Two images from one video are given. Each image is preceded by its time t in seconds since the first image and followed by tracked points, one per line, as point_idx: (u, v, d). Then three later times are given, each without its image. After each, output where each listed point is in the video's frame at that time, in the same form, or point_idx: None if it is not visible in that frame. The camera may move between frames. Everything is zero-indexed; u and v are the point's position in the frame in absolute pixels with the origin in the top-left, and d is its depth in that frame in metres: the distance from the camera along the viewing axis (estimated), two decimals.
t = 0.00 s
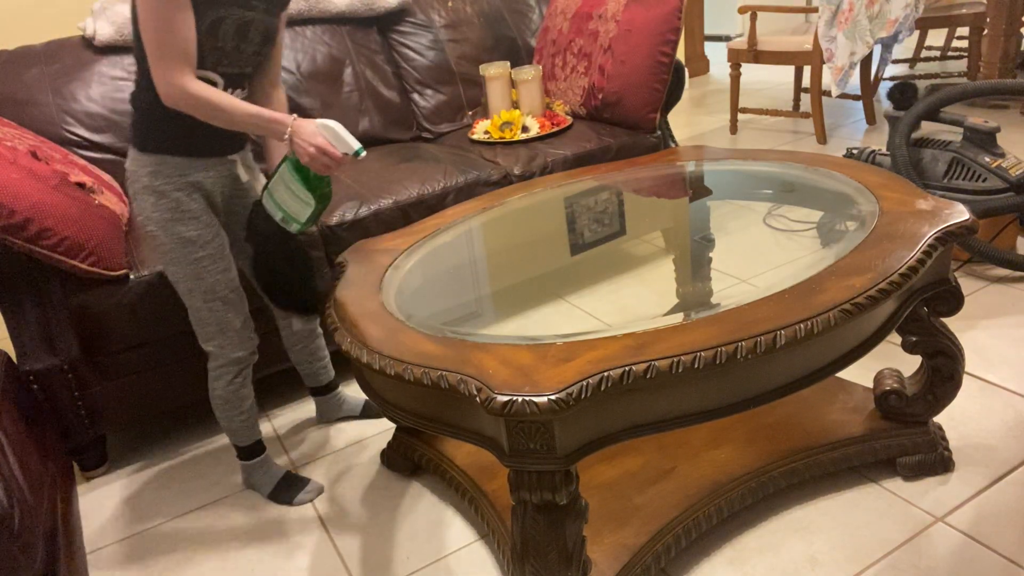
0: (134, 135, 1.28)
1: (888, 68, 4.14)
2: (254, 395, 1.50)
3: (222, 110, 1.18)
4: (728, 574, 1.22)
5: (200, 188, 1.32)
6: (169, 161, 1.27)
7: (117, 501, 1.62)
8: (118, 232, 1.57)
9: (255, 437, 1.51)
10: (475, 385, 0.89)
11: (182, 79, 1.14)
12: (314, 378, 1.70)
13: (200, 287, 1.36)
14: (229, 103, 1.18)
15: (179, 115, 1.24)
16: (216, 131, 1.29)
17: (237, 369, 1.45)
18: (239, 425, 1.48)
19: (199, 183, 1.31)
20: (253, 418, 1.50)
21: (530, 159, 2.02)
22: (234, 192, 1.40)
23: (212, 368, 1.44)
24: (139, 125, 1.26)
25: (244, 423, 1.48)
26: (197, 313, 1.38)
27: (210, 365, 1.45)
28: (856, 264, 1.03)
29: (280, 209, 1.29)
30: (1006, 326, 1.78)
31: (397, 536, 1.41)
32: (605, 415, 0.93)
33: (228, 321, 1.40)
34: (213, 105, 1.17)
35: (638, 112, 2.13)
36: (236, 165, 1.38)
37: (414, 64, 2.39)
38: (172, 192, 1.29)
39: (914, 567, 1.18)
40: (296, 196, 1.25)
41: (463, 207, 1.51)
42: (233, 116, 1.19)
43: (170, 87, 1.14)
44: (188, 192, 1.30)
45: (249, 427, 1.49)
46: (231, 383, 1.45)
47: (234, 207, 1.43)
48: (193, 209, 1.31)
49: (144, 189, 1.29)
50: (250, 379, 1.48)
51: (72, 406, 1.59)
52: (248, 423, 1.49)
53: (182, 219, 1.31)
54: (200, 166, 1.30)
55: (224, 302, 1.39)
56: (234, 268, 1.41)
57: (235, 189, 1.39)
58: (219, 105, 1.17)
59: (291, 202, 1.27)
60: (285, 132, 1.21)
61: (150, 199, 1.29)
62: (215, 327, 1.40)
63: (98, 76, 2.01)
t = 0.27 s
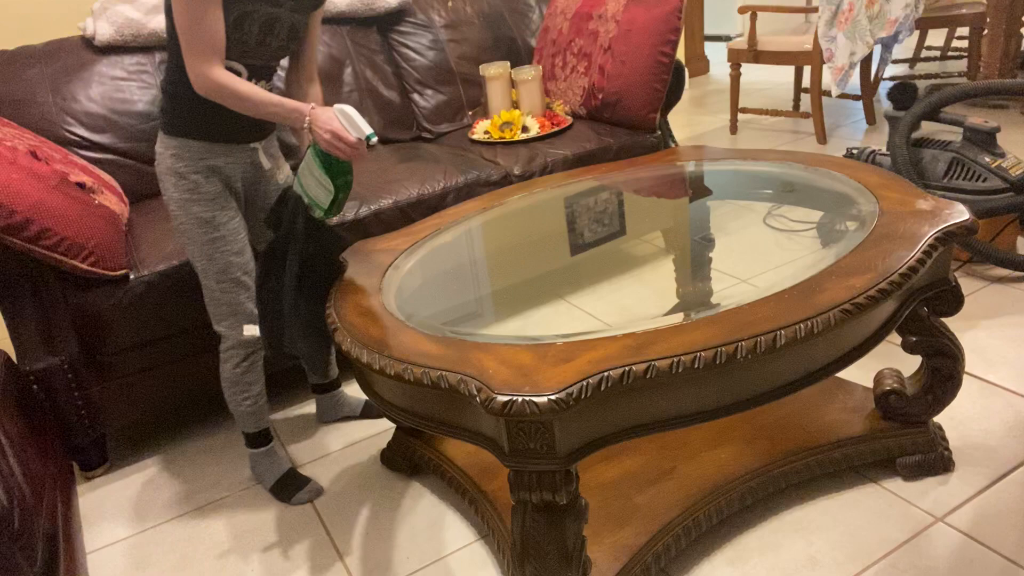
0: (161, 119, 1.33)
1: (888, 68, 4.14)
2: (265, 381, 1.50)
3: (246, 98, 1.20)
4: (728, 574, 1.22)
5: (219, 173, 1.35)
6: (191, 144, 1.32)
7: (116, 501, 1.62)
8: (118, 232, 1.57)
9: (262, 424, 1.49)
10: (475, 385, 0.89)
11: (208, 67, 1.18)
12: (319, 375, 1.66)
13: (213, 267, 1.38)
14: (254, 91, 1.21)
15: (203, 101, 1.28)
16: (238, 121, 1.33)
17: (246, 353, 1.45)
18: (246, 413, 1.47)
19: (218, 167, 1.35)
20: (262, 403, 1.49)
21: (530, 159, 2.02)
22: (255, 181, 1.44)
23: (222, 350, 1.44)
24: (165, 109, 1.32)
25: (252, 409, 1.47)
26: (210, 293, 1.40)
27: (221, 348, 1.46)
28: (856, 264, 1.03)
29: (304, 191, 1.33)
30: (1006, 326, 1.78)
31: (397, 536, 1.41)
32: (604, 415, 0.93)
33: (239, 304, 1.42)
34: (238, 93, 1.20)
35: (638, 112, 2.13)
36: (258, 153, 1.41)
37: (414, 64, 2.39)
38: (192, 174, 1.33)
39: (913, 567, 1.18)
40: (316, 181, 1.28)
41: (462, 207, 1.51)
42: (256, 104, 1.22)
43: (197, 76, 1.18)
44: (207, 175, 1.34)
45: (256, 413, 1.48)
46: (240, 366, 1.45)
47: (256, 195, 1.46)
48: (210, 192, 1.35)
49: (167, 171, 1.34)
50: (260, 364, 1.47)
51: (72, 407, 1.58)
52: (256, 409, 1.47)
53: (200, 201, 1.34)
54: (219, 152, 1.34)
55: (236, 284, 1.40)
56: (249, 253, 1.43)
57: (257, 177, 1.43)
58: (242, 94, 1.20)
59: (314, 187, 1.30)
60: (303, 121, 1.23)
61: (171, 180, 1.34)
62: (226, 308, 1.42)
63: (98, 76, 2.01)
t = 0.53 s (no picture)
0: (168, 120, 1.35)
1: (889, 68, 4.14)
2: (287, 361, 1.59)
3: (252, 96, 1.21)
4: (728, 574, 1.23)
5: (228, 170, 1.38)
6: (199, 144, 1.34)
7: (116, 501, 1.62)
8: (118, 232, 1.57)
9: (286, 398, 1.60)
10: (475, 384, 0.89)
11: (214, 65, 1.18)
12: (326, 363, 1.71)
13: (232, 261, 1.43)
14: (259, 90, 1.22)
15: (210, 101, 1.30)
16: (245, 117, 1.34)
17: (269, 339, 1.52)
18: (272, 392, 1.58)
19: (226, 165, 1.37)
20: (285, 380, 1.59)
21: (530, 159, 2.02)
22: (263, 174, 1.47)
23: (248, 336, 1.52)
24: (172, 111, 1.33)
25: (277, 388, 1.58)
26: (231, 285, 1.46)
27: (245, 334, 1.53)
28: (856, 264, 1.03)
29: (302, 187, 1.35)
30: (1006, 326, 1.78)
31: (397, 536, 1.41)
32: (604, 416, 0.93)
33: (260, 295, 1.48)
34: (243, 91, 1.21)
35: (638, 113, 2.13)
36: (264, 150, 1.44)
37: (414, 64, 2.39)
38: (201, 173, 1.35)
39: (913, 567, 1.18)
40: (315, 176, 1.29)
41: (463, 207, 1.51)
42: (261, 102, 1.22)
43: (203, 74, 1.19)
44: (216, 173, 1.37)
45: (281, 392, 1.59)
46: (264, 350, 1.53)
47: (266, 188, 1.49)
48: (220, 189, 1.37)
49: (177, 170, 1.37)
50: (282, 348, 1.56)
51: (72, 405, 1.59)
52: (281, 385, 1.58)
53: (212, 199, 1.37)
54: (227, 150, 1.36)
55: (255, 275, 1.46)
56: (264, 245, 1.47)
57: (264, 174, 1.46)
58: (246, 91, 1.20)
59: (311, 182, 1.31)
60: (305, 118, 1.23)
61: (182, 179, 1.36)
62: (247, 299, 1.47)
63: (98, 76, 2.02)
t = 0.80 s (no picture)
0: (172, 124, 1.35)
1: (888, 68, 4.14)
2: (287, 364, 1.59)
3: (267, 88, 1.21)
4: (728, 574, 1.23)
5: (234, 173, 1.38)
6: (205, 147, 1.34)
7: (116, 501, 1.62)
8: (118, 232, 1.57)
9: (287, 400, 1.60)
10: (475, 385, 0.89)
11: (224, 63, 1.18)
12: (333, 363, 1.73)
13: (232, 266, 1.44)
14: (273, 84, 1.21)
15: (214, 105, 1.30)
16: (246, 115, 1.34)
17: (268, 343, 1.54)
18: (272, 396, 1.58)
19: (232, 166, 1.37)
20: (286, 384, 1.59)
21: (529, 159, 2.02)
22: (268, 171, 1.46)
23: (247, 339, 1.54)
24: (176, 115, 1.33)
25: (277, 391, 1.58)
26: (232, 289, 1.48)
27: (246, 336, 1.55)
28: (856, 264, 1.03)
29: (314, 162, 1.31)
30: (1006, 326, 1.78)
31: (397, 536, 1.41)
32: (604, 415, 0.93)
33: (261, 298, 1.49)
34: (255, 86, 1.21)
35: (638, 113, 2.13)
36: (270, 150, 1.43)
37: (414, 64, 2.38)
38: (207, 176, 1.36)
39: (914, 567, 1.18)
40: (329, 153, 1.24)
41: (462, 207, 1.51)
42: (274, 92, 1.21)
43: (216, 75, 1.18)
44: (222, 175, 1.37)
45: (281, 394, 1.59)
46: (264, 354, 1.54)
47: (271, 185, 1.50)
48: (226, 192, 1.38)
49: (182, 173, 1.37)
50: (282, 351, 1.57)
51: (72, 406, 1.59)
52: (280, 390, 1.58)
53: (217, 202, 1.38)
54: (232, 151, 1.36)
55: (255, 279, 1.47)
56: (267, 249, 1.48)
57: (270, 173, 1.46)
58: (258, 85, 1.20)
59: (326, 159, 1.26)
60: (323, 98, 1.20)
61: (187, 183, 1.37)
62: (246, 302, 1.49)
63: (98, 76, 2.02)
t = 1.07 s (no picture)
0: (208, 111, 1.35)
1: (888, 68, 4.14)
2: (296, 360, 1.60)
3: (351, 62, 1.16)
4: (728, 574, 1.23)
5: (267, 164, 1.39)
6: (242, 137, 1.35)
7: (116, 501, 1.62)
8: (117, 233, 1.57)
9: (292, 398, 1.61)
10: (475, 385, 0.89)
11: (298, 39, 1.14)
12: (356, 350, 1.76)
13: (256, 257, 1.45)
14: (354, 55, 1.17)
15: (258, 98, 1.31)
16: (283, 105, 1.35)
17: (280, 338, 1.55)
18: (280, 391, 1.59)
19: (265, 157, 1.38)
20: (293, 381, 1.60)
21: (529, 159, 2.02)
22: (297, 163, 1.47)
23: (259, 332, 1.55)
24: (214, 103, 1.33)
25: (286, 383, 1.59)
26: (252, 280, 1.49)
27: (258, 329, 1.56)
28: (856, 264, 1.03)
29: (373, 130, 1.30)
30: (1006, 326, 1.78)
31: (397, 536, 1.41)
32: (604, 415, 0.93)
33: (279, 291, 1.51)
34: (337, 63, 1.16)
35: (638, 113, 2.13)
36: (303, 141, 1.44)
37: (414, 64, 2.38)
38: (241, 167, 1.37)
39: (914, 567, 1.18)
40: (398, 118, 1.23)
41: (462, 208, 1.51)
42: (358, 63, 1.16)
43: (298, 52, 1.14)
44: (255, 167, 1.38)
45: (288, 389, 1.60)
46: (276, 348, 1.55)
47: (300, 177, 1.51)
48: (259, 184, 1.39)
49: (216, 162, 1.38)
50: (294, 345, 1.58)
51: (73, 405, 1.59)
52: (287, 384, 1.59)
53: (247, 193, 1.39)
54: (268, 143, 1.37)
55: (277, 272, 1.48)
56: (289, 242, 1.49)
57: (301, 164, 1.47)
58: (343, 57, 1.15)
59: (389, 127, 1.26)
60: (407, 65, 1.14)
61: (220, 173, 1.37)
62: (264, 295, 1.50)
63: (98, 76, 2.02)
